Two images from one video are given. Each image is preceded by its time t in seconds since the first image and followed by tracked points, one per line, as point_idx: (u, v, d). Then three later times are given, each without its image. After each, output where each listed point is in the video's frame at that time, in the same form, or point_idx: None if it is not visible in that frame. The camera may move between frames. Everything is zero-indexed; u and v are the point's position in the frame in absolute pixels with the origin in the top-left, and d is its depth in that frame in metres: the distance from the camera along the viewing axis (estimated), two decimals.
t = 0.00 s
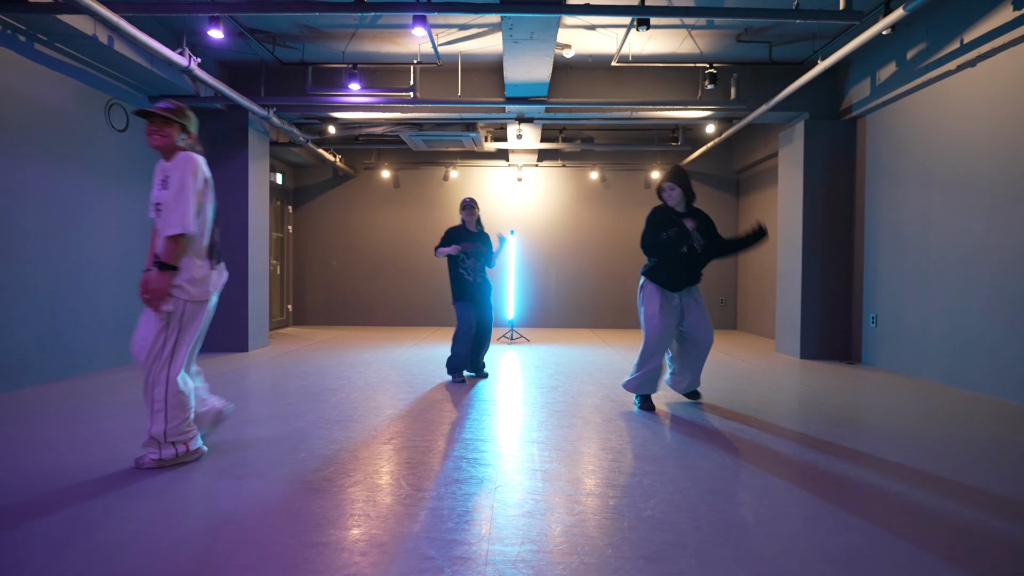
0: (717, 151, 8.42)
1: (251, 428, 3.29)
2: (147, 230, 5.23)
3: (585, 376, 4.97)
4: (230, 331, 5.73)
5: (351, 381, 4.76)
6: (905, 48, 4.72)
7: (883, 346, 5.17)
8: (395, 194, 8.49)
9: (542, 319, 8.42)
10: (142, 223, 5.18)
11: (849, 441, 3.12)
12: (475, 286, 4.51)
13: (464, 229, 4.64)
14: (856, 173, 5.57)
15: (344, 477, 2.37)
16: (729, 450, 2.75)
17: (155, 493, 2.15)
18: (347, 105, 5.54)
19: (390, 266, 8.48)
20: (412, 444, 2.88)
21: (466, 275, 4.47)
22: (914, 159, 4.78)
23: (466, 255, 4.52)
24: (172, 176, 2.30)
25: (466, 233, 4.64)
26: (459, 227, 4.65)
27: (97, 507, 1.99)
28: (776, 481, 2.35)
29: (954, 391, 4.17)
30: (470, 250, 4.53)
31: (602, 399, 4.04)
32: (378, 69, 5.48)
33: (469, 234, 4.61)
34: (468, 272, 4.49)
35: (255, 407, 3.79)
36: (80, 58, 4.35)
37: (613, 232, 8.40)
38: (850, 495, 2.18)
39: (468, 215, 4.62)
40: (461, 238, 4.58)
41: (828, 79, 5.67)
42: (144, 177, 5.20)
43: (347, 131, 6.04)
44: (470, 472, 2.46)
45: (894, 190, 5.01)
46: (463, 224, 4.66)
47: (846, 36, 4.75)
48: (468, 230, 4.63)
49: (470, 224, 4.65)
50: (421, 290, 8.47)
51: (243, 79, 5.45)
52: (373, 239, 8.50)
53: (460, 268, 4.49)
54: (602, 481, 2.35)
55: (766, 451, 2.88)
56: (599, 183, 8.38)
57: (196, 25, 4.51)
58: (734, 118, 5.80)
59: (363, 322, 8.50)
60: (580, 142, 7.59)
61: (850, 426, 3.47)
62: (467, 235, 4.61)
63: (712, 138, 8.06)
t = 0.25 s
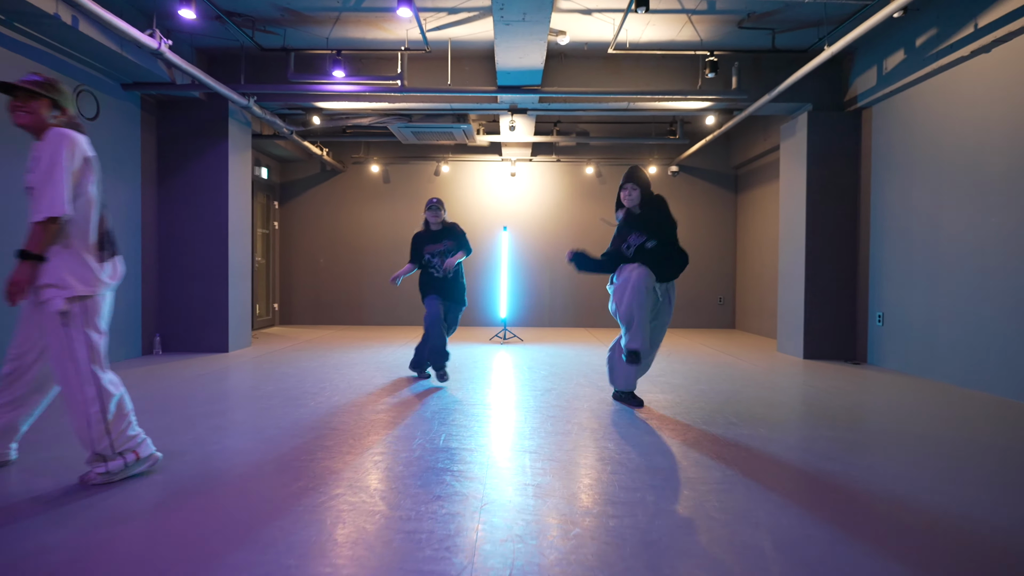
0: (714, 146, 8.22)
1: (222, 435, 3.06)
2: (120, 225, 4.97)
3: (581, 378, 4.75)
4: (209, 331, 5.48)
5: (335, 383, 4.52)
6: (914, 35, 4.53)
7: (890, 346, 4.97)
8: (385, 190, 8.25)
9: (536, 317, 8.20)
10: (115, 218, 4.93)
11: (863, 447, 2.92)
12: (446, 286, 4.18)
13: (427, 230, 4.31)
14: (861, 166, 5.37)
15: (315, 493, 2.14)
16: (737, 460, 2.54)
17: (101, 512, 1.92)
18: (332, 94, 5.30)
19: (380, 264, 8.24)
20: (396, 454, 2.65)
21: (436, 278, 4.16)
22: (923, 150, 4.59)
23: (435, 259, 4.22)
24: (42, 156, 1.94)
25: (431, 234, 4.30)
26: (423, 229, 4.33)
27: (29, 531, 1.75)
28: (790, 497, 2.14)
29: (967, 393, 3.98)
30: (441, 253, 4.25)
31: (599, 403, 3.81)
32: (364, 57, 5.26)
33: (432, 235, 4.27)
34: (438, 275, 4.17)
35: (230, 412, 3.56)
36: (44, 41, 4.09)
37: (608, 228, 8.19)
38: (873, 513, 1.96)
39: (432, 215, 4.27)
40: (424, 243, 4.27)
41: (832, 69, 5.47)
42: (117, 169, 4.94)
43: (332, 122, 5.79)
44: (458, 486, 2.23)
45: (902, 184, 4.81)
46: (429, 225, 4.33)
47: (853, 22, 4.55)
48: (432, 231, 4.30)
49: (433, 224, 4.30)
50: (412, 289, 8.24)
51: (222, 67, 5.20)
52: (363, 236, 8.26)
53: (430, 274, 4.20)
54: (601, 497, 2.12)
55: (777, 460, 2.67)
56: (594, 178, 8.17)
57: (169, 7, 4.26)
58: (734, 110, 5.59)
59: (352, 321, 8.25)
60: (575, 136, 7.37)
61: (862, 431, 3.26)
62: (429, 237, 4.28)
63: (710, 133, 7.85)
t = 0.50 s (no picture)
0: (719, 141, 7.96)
1: (189, 453, 2.78)
2: (92, 222, 4.69)
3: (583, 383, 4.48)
4: (190, 334, 5.21)
5: (320, 389, 4.25)
6: (936, 20, 4.25)
7: (907, 350, 4.72)
8: (378, 186, 7.97)
9: (534, 318, 7.93)
10: (87, 215, 4.65)
11: (894, 466, 2.66)
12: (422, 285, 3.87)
13: (407, 221, 4.03)
14: (876, 160, 5.11)
15: (282, 531, 1.86)
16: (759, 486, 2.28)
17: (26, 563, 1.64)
18: (320, 84, 5.02)
19: (372, 263, 7.95)
20: (380, 475, 2.38)
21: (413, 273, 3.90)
22: (944, 143, 4.32)
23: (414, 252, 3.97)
24: None
25: (410, 226, 4.02)
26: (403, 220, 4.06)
27: None
28: (823, 532, 1.87)
29: (995, 402, 3.72)
30: (421, 244, 3.98)
31: (603, 412, 3.54)
32: (353, 44, 4.98)
33: (412, 226, 3.99)
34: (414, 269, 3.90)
35: (202, 425, 3.28)
36: (5, 25, 3.80)
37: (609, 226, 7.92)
38: (924, 555, 1.70)
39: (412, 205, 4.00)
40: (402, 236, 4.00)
41: (845, 58, 5.19)
42: (89, 164, 4.66)
43: (320, 114, 5.51)
44: (448, 517, 1.96)
45: (922, 178, 4.55)
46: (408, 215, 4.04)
47: (871, 7, 4.27)
48: (411, 221, 4.02)
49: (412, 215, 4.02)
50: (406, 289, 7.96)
51: (202, 55, 4.91)
52: (355, 234, 7.97)
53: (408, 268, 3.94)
54: (610, 533, 1.85)
55: (802, 483, 2.40)
56: (595, 174, 7.90)
57: None
58: (743, 101, 5.32)
59: (344, 322, 7.97)
60: (574, 130, 7.10)
61: (889, 446, 3.00)
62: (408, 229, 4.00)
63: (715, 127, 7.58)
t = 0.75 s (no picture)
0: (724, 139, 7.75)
1: (165, 471, 2.57)
2: (73, 221, 4.48)
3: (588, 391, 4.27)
4: (177, 338, 5.00)
5: (311, 397, 4.04)
6: (959, 11, 4.04)
7: (924, 356, 4.52)
8: (374, 184, 7.75)
9: (535, 321, 7.73)
10: (67, 213, 4.43)
11: (928, 488, 2.45)
12: (403, 287, 3.58)
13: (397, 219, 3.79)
14: (891, 158, 4.91)
15: (256, 570, 1.65)
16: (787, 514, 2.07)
17: None
18: (312, 77, 4.80)
19: (368, 263, 7.74)
20: (369, 500, 2.17)
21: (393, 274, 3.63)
22: (966, 140, 4.12)
23: (396, 253, 3.69)
24: None
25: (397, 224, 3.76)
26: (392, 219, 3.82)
27: None
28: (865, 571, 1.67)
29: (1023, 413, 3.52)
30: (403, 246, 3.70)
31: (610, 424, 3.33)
32: (347, 36, 4.77)
33: (399, 225, 3.73)
34: (396, 271, 3.63)
35: (182, 438, 3.07)
36: None
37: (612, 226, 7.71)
38: None
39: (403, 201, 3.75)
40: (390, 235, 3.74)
41: (860, 52, 5.00)
42: (69, 160, 4.44)
43: (313, 109, 5.30)
44: (444, 554, 1.75)
45: (941, 177, 4.35)
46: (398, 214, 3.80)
47: None
48: (401, 219, 3.77)
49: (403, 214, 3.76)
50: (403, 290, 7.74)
51: (189, 46, 4.70)
52: (351, 234, 7.76)
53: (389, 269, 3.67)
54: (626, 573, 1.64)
55: (831, 508, 2.20)
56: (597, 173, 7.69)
57: None
58: (753, 97, 5.12)
59: (339, 324, 7.76)
60: (577, 127, 6.89)
61: (919, 464, 2.79)
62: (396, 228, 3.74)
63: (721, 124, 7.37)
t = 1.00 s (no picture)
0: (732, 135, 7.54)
1: (140, 486, 2.38)
2: (54, 217, 4.28)
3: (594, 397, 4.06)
4: (165, 340, 4.81)
5: (302, 403, 3.85)
6: None
7: (944, 361, 4.33)
8: (372, 181, 7.55)
9: (537, 321, 7.53)
10: (48, 209, 4.23)
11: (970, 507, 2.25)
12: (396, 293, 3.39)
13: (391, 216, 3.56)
14: (910, 154, 4.71)
15: None
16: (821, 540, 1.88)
17: None
18: (306, 67, 4.60)
19: (365, 262, 7.54)
20: (358, 524, 1.97)
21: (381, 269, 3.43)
22: (991, 134, 3.93)
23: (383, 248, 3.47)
24: None
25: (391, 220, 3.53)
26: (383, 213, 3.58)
27: None
28: None
29: None
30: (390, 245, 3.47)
31: (618, 434, 3.14)
32: (343, 24, 4.57)
33: (394, 222, 3.50)
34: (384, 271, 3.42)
35: (163, 448, 2.88)
36: None
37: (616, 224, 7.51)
38: None
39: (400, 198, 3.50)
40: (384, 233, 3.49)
41: (878, 44, 4.80)
42: (50, 153, 4.24)
43: (308, 101, 5.09)
44: None
45: (964, 174, 4.15)
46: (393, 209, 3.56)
47: None
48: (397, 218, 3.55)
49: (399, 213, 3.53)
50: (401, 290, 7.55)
51: (177, 35, 4.49)
52: (348, 232, 7.55)
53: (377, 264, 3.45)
54: None
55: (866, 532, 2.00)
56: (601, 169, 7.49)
57: None
58: (765, 90, 4.92)
59: (335, 324, 7.56)
60: (581, 122, 6.68)
61: (955, 480, 2.58)
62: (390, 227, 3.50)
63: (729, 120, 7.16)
